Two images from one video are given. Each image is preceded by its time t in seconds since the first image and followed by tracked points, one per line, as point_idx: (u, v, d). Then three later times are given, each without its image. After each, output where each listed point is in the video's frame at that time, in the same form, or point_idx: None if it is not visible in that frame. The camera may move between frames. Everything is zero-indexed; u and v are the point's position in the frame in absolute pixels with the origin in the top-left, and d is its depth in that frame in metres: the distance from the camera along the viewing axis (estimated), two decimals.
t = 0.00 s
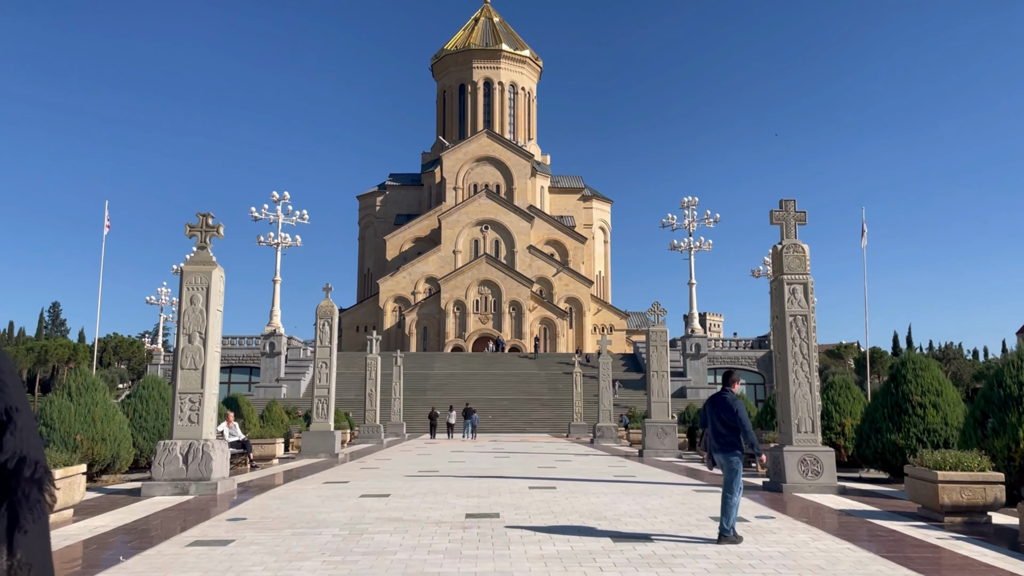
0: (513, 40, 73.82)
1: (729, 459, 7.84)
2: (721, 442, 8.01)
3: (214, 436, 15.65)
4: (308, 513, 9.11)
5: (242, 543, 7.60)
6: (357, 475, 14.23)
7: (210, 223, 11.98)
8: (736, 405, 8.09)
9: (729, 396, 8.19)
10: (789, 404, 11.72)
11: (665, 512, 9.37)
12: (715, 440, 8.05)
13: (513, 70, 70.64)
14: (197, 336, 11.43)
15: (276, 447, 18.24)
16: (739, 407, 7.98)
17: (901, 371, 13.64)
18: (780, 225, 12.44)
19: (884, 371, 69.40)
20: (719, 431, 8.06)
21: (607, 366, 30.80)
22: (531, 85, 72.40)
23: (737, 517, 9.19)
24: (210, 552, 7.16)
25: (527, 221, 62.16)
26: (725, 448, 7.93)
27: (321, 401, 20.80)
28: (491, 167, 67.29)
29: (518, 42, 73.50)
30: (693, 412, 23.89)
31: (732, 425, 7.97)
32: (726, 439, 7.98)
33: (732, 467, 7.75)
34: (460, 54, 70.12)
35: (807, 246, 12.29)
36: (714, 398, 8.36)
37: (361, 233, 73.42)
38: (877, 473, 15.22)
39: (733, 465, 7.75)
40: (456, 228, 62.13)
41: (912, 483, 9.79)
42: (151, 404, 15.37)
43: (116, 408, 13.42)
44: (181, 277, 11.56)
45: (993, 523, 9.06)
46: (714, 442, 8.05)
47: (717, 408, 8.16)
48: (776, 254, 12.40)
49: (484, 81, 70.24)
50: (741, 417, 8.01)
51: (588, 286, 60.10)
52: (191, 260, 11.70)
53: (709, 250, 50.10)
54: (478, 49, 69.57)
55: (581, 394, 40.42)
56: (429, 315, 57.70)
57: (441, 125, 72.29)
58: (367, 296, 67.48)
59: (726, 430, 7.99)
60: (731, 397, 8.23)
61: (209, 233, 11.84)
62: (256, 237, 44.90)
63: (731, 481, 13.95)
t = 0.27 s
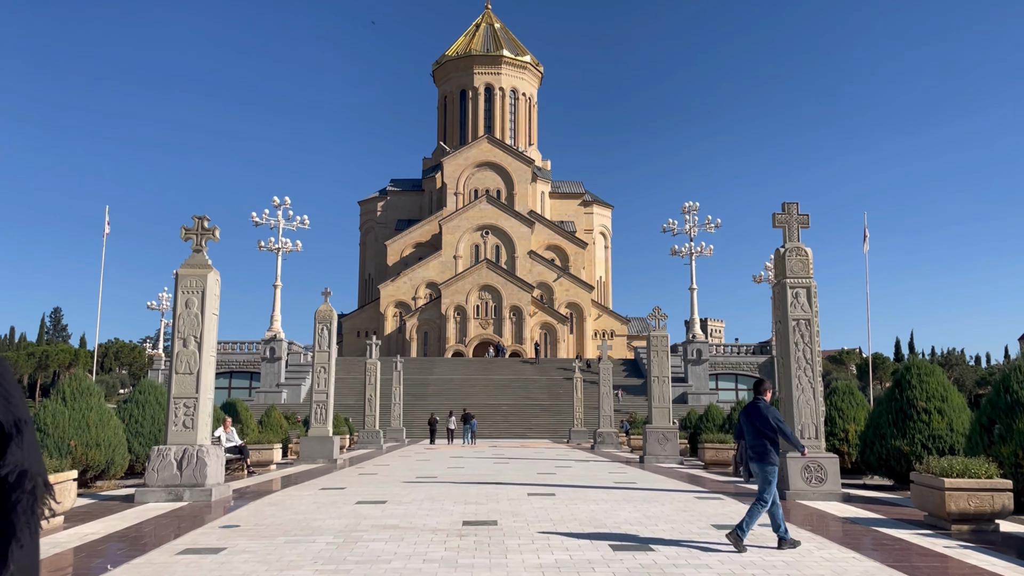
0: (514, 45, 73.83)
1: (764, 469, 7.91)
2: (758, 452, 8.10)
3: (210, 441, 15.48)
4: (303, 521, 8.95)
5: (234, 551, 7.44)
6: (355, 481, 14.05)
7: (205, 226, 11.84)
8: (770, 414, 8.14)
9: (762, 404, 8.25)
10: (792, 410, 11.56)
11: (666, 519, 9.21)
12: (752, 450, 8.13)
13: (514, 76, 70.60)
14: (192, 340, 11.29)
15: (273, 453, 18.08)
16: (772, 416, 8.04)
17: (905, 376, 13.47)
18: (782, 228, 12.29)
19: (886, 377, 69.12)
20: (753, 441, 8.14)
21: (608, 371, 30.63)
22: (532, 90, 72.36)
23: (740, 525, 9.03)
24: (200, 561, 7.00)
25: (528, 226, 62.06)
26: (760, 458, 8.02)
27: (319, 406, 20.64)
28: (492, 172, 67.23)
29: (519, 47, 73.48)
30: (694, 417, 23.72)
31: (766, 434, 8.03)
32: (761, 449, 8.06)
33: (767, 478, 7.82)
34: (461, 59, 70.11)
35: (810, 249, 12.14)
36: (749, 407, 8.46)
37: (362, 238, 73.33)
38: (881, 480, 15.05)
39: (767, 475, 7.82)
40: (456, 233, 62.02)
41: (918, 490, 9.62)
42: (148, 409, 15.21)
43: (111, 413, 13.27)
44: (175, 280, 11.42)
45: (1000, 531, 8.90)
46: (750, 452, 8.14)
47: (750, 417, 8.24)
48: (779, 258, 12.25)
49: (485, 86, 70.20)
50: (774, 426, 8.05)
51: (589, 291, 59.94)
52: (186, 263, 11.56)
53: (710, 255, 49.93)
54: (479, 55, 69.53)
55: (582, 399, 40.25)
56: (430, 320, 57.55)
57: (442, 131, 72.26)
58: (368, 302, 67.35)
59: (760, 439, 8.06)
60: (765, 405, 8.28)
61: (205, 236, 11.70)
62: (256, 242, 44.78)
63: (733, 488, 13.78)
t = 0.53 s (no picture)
0: (515, 50, 73.81)
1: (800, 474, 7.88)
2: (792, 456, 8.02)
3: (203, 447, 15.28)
4: (294, 529, 8.75)
5: (221, 560, 7.25)
6: (351, 487, 13.86)
7: (198, 228, 11.69)
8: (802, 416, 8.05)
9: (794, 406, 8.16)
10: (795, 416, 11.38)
11: (665, 528, 9.00)
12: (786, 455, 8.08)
13: (514, 80, 70.54)
14: (184, 344, 11.10)
15: (269, 459, 17.87)
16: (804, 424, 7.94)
17: (909, 382, 13.29)
18: (784, 231, 12.13)
19: (888, 383, 68.83)
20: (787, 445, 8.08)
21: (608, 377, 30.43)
22: (533, 95, 72.30)
23: (741, 534, 8.84)
24: (186, 571, 6.81)
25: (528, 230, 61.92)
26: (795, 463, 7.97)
27: (316, 411, 20.45)
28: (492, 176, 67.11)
29: (520, 52, 73.45)
30: (695, 424, 23.53)
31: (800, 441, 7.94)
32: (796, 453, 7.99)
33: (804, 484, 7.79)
34: (462, 63, 70.07)
35: (812, 253, 11.96)
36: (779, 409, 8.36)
37: (363, 242, 73.18)
38: (885, 487, 14.85)
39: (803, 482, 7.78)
40: (456, 238, 61.86)
41: (923, 498, 9.43)
42: (141, 414, 15.04)
43: (103, 418, 13.08)
44: (168, 283, 11.24)
45: (1007, 541, 8.71)
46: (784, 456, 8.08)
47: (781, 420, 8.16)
48: (780, 261, 12.08)
49: (485, 90, 70.15)
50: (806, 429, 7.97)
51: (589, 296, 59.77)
52: (178, 265, 11.38)
53: (711, 260, 49.78)
54: (480, 59, 69.47)
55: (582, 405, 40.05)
56: (430, 324, 57.36)
57: (443, 135, 72.17)
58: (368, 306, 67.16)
59: (795, 445, 7.99)
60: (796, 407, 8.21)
61: (198, 238, 11.54)
62: (255, 246, 44.66)
63: (735, 495, 13.57)
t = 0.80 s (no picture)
0: (515, 53, 73.79)
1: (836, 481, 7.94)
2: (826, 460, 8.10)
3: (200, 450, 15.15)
4: (286, 533, 8.62)
5: (212, 565, 7.14)
6: (347, 490, 13.74)
7: (192, 229, 11.62)
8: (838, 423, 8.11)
9: (832, 412, 8.23)
10: (794, 420, 11.26)
11: (663, 533, 8.90)
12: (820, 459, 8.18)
13: (514, 83, 70.51)
14: (178, 347, 11.00)
15: (266, 462, 17.77)
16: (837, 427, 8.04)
17: (910, 385, 13.19)
18: (783, 232, 12.02)
19: (889, 385, 68.74)
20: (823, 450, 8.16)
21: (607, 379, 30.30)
22: (533, 98, 72.27)
23: (740, 539, 8.72)
24: None
25: (528, 233, 61.84)
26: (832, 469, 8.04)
27: (313, 414, 20.35)
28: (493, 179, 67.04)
29: (520, 55, 73.45)
30: (695, 426, 23.42)
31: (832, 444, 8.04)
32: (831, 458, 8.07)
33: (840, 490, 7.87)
34: (462, 66, 70.05)
35: (812, 254, 11.85)
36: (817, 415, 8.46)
37: (363, 245, 73.11)
38: (886, 491, 14.73)
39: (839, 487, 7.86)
40: (457, 241, 61.78)
41: (925, 502, 9.30)
42: (137, 416, 14.93)
43: (98, 421, 12.98)
44: (162, 285, 11.14)
45: (1010, 546, 8.59)
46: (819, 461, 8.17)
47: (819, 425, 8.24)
48: (780, 263, 11.97)
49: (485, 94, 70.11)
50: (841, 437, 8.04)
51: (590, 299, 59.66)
52: (172, 267, 11.28)
53: (711, 262, 49.69)
54: (480, 62, 69.44)
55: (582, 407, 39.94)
56: (430, 327, 57.25)
57: (443, 138, 72.12)
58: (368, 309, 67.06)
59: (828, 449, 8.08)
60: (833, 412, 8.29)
61: (192, 240, 11.45)
62: (255, 248, 44.59)
63: (735, 499, 13.44)
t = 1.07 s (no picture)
0: (517, 55, 73.74)
1: (871, 479, 8.07)
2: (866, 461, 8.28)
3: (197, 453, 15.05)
4: (284, 535, 8.53)
5: (208, 568, 7.03)
6: (347, 492, 13.63)
7: (190, 229, 11.54)
8: (878, 423, 8.35)
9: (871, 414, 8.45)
10: (797, 421, 11.15)
11: (666, 535, 8.79)
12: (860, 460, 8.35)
13: (516, 85, 70.45)
14: (175, 347, 10.91)
15: (265, 463, 17.66)
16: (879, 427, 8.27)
17: (914, 385, 13.05)
18: (787, 232, 11.91)
19: (891, 387, 68.56)
20: (861, 449, 8.37)
21: (609, 381, 30.16)
22: (535, 100, 72.20)
23: (743, 541, 8.61)
24: None
25: (530, 235, 61.76)
26: (869, 468, 8.21)
27: (314, 416, 20.25)
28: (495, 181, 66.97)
29: (522, 57, 73.40)
30: (697, 428, 23.30)
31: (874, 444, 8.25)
32: (868, 457, 8.27)
33: (873, 487, 7.98)
34: (464, 68, 69.99)
35: (815, 254, 11.74)
36: (857, 418, 8.66)
37: (365, 247, 73.05)
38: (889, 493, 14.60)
39: (872, 484, 7.95)
40: (459, 243, 61.71)
41: (931, 504, 9.20)
42: (135, 417, 14.84)
43: (95, 422, 12.89)
44: (159, 284, 11.06)
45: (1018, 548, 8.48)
46: (857, 461, 8.36)
47: (857, 426, 8.50)
48: (783, 263, 11.86)
49: (487, 95, 70.05)
50: (882, 435, 8.23)
51: (592, 301, 59.56)
52: (170, 266, 11.20)
53: (713, 264, 49.55)
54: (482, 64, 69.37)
55: (584, 409, 39.80)
56: (432, 329, 57.16)
57: (445, 140, 72.06)
58: (370, 311, 66.98)
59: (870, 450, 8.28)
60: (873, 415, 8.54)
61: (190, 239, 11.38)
62: (257, 250, 44.55)
63: (738, 501, 13.32)
